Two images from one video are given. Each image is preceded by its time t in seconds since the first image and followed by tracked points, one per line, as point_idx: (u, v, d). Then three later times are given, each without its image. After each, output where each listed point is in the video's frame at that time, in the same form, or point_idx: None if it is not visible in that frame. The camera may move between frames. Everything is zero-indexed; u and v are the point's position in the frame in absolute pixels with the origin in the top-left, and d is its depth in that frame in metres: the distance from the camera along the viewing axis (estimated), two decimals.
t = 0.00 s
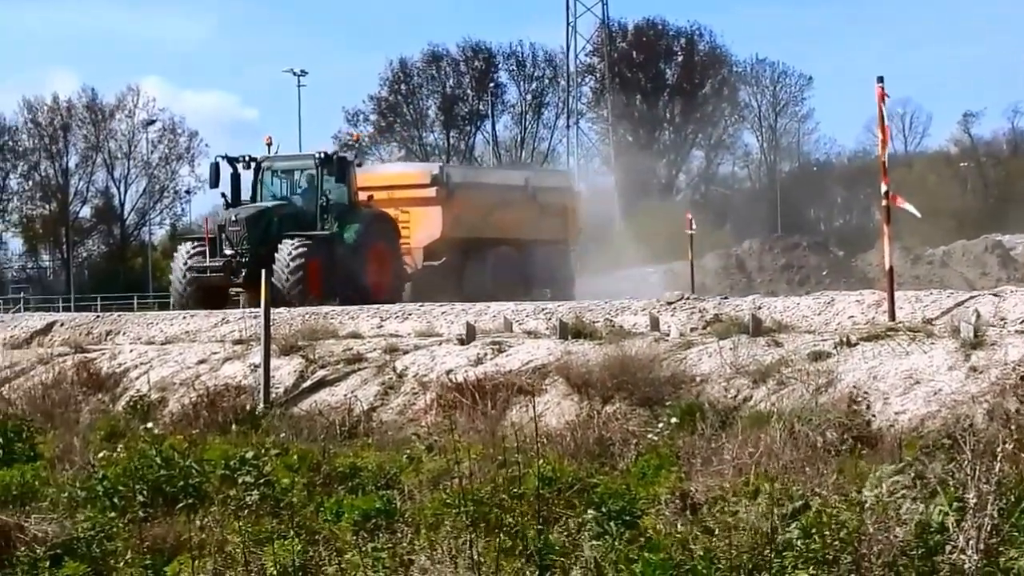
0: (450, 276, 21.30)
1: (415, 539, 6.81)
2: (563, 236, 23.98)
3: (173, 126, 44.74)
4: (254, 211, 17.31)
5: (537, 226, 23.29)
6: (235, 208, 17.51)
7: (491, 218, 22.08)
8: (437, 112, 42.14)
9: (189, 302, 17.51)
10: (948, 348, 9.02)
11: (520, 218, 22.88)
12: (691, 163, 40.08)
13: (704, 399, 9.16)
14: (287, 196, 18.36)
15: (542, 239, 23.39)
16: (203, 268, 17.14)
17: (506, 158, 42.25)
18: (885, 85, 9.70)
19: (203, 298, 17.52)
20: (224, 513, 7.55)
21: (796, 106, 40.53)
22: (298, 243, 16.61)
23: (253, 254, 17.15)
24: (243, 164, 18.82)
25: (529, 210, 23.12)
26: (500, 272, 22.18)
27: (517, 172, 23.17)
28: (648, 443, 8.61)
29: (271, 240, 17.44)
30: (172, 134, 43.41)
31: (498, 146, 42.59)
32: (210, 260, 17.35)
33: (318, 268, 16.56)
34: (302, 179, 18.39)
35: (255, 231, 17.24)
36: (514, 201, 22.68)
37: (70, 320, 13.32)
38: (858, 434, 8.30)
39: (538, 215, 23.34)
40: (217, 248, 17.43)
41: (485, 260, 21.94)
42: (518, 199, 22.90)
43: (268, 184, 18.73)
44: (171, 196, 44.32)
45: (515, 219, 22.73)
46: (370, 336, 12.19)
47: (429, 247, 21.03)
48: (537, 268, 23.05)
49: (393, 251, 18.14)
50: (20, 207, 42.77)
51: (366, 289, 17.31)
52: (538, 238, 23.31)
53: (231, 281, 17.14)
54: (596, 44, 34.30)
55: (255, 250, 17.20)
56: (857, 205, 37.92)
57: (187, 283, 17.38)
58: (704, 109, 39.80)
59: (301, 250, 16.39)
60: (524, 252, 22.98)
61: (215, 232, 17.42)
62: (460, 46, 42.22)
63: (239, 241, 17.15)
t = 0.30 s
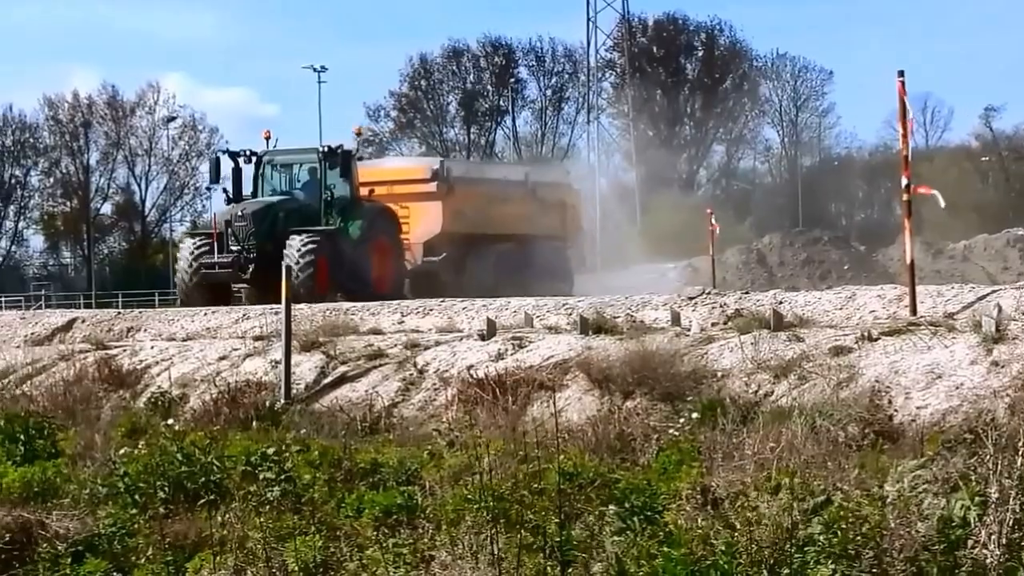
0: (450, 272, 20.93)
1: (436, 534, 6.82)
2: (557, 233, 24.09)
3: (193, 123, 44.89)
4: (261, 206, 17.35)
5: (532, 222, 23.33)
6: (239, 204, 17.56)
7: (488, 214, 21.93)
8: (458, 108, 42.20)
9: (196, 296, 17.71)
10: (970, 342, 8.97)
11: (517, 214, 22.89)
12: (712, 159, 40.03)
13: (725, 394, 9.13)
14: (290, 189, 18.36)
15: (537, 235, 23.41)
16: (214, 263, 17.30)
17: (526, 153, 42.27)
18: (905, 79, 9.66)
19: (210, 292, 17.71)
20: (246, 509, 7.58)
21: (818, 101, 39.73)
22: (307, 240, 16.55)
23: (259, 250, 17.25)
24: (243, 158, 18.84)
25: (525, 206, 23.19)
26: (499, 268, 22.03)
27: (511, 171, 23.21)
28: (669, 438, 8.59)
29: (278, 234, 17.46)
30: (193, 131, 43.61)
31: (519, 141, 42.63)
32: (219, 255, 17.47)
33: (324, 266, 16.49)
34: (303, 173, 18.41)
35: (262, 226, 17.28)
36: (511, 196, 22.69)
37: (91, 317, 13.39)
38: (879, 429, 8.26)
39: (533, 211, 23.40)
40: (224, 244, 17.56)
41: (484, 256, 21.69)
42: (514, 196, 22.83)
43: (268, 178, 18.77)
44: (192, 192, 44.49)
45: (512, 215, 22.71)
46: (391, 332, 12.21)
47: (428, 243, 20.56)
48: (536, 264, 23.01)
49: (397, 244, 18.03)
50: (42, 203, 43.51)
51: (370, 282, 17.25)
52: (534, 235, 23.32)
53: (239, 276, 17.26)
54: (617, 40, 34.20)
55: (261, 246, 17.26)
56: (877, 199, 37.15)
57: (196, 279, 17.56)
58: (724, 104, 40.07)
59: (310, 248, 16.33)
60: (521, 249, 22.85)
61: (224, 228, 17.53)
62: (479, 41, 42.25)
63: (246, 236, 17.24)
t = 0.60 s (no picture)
0: (451, 266, 21.16)
1: (457, 530, 6.84)
2: (559, 225, 23.72)
3: (213, 119, 45.01)
4: (270, 201, 17.34)
5: (534, 215, 22.94)
6: (248, 200, 17.54)
7: (488, 208, 21.76)
8: (477, 104, 42.20)
9: (204, 294, 17.45)
10: (991, 337, 8.93)
11: (518, 207, 22.53)
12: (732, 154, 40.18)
13: (746, 389, 9.11)
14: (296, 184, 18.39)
15: (540, 228, 23.03)
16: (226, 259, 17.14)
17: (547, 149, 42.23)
18: (926, 73, 9.60)
19: (218, 290, 17.46)
20: (266, 505, 7.61)
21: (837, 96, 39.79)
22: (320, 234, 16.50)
23: (269, 245, 17.25)
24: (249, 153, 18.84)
25: (526, 198, 22.79)
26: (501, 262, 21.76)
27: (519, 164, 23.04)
28: (689, 434, 8.57)
29: (287, 230, 17.43)
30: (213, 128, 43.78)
31: (539, 137, 42.63)
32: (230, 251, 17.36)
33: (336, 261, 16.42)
34: (305, 168, 18.47)
35: (270, 220, 17.26)
36: (511, 189, 22.35)
37: (112, 313, 13.44)
38: (900, 423, 8.23)
39: (535, 203, 23.00)
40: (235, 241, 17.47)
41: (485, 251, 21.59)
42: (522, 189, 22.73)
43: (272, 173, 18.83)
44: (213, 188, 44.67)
45: (512, 208, 22.36)
46: (412, 327, 12.23)
47: (430, 237, 20.95)
48: (540, 257, 22.60)
49: (403, 239, 18.04)
50: (62, 200, 43.63)
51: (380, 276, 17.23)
52: (536, 228, 22.97)
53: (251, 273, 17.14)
54: (636, 36, 34.07)
55: (272, 241, 17.27)
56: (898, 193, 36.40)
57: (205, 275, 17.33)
58: (744, 98, 39.93)
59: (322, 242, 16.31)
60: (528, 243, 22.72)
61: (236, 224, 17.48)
62: (499, 36, 42.23)
63: (256, 231, 17.23)
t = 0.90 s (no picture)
0: (451, 262, 20.90)
1: (475, 525, 6.84)
2: (555, 223, 23.90)
3: (231, 115, 45.15)
4: (276, 195, 17.29)
5: (532, 212, 23.18)
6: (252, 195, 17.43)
7: (490, 204, 21.84)
8: (495, 99, 42.26)
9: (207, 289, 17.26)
10: (1010, 332, 8.91)
11: (519, 204, 22.73)
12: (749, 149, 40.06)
13: (764, 384, 9.11)
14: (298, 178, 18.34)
15: (537, 225, 23.29)
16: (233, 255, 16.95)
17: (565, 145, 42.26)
18: (944, 68, 9.57)
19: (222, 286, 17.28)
20: (285, 500, 7.65)
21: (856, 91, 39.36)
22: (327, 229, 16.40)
23: (275, 239, 17.14)
24: (250, 147, 18.80)
25: (525, 195, 23.02)
26: (502, 259, 21.93)
27: (515, 162, 23.13)
28: (708, 429, 8.56)
29: (295, 224, 17.37)
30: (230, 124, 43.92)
31: (556, 132, 42.69)
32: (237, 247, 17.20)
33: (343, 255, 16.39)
34: (305, 161, 18.50)
35: (276, 216, 17.19)
36: (511, 186, 22.57)
37: (129, 309, 13.49)
38: (918, 419, 8.22)
39: (532, 201, 23.25)
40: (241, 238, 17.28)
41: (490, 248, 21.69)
42: (517, 187, 22.79)
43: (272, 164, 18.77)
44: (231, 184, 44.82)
45: (513, 205, 22.55)
46: (430, 323, 12.26)
47: (430, 232, 20.72)
48: (534, 255, 22.79)
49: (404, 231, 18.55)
50: (81, 195, 43.85)
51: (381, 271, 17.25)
52: (534, 225, 23.20)
53: (258, 268, 16.95)
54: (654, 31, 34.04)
55: (277, 236, 17.17)
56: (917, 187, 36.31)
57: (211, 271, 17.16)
58: (762, 94, 39.67)
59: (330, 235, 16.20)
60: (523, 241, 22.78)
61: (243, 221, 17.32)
62: (518, 32, 42.38)
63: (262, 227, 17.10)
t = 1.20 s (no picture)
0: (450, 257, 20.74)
1: (490, 519, 6.85)
2: (546, 215, 24.02)
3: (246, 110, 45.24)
4: (283, 189, 17.21)
5: (525, 206, 23.24)
6: (259, 188, 17.39)
7: (487, 199, 21.83)
8: (510, 94, 42.30)
9: (212, 282, 17.18)
10: None
11: (513, 199, 22.76)
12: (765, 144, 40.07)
13: (779, 379, 9.11)
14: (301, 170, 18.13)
15: (530, 219, 23.35)
16: (242, 250, 16.94)
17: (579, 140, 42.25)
18: (960, 63, 9.57)
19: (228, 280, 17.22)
20: (300, 495, 7.68)
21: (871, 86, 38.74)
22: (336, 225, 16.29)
23: (281, 234, 17.11)
24: (252, 139, 18.58)
25: (520, 189, 23.06)
26: (498, 253, 21.95)
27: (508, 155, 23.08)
28: (723, 423, 8.55)
29: (301, 218, 17.34)
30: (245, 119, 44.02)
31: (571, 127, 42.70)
32: (246, 241, 17.17)
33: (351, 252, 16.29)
34: (304, 153, 18.28)
35: (284, 210, 17.14)
36: (506, 180, 22.60)
37: (145, 303, 13.54)
38: (934, 413, 8.20)
39: (525, 195, 23.31)
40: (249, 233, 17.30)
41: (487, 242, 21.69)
42: (509, 180, 22.74)
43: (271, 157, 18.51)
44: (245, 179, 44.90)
45: (508, 200, 22.59)
46: (444, 318, 12.29)
47: (429, 226, 20.52)
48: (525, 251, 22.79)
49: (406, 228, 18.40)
50: (95, 190, 43.99)
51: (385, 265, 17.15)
52: (527, 219, 23.27)
53: (265, 263, 16.94)
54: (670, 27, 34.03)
55: (283, 231, 17.12)
56: (932, 182, 36.24)
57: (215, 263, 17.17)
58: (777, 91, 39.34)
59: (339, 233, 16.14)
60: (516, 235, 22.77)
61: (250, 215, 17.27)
62: (532, 27, 42.38)
63: (270, 221, 17.08)
